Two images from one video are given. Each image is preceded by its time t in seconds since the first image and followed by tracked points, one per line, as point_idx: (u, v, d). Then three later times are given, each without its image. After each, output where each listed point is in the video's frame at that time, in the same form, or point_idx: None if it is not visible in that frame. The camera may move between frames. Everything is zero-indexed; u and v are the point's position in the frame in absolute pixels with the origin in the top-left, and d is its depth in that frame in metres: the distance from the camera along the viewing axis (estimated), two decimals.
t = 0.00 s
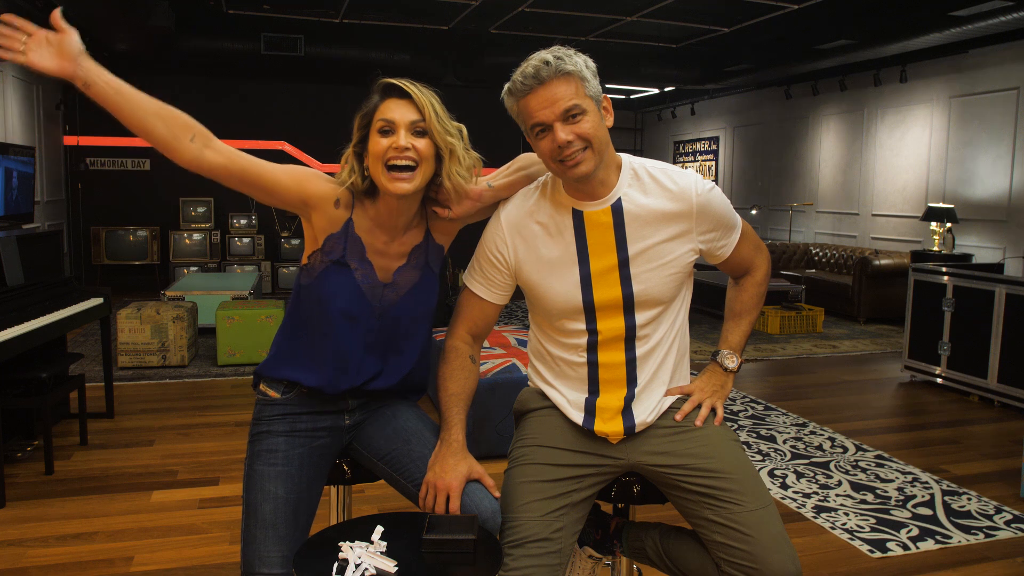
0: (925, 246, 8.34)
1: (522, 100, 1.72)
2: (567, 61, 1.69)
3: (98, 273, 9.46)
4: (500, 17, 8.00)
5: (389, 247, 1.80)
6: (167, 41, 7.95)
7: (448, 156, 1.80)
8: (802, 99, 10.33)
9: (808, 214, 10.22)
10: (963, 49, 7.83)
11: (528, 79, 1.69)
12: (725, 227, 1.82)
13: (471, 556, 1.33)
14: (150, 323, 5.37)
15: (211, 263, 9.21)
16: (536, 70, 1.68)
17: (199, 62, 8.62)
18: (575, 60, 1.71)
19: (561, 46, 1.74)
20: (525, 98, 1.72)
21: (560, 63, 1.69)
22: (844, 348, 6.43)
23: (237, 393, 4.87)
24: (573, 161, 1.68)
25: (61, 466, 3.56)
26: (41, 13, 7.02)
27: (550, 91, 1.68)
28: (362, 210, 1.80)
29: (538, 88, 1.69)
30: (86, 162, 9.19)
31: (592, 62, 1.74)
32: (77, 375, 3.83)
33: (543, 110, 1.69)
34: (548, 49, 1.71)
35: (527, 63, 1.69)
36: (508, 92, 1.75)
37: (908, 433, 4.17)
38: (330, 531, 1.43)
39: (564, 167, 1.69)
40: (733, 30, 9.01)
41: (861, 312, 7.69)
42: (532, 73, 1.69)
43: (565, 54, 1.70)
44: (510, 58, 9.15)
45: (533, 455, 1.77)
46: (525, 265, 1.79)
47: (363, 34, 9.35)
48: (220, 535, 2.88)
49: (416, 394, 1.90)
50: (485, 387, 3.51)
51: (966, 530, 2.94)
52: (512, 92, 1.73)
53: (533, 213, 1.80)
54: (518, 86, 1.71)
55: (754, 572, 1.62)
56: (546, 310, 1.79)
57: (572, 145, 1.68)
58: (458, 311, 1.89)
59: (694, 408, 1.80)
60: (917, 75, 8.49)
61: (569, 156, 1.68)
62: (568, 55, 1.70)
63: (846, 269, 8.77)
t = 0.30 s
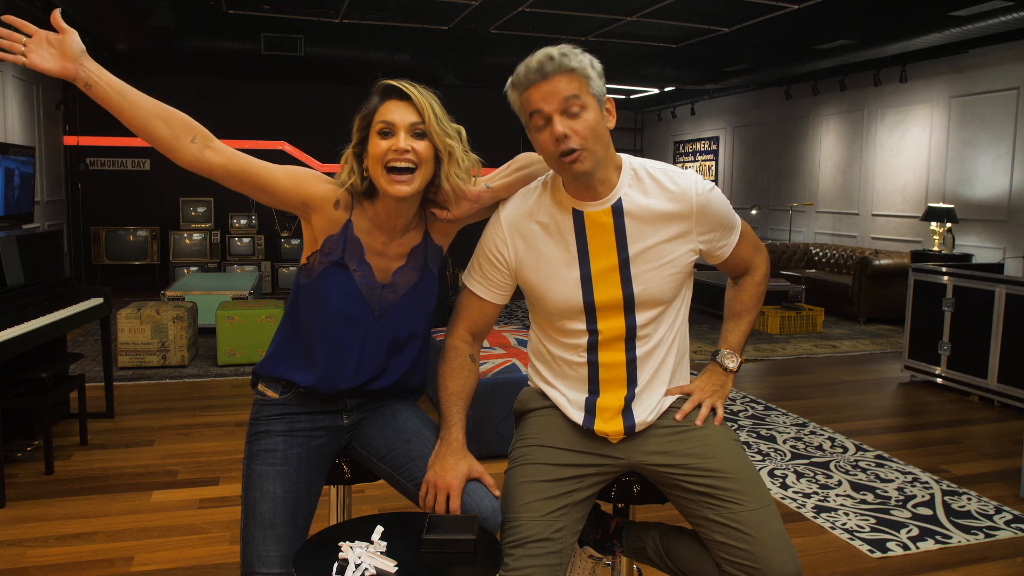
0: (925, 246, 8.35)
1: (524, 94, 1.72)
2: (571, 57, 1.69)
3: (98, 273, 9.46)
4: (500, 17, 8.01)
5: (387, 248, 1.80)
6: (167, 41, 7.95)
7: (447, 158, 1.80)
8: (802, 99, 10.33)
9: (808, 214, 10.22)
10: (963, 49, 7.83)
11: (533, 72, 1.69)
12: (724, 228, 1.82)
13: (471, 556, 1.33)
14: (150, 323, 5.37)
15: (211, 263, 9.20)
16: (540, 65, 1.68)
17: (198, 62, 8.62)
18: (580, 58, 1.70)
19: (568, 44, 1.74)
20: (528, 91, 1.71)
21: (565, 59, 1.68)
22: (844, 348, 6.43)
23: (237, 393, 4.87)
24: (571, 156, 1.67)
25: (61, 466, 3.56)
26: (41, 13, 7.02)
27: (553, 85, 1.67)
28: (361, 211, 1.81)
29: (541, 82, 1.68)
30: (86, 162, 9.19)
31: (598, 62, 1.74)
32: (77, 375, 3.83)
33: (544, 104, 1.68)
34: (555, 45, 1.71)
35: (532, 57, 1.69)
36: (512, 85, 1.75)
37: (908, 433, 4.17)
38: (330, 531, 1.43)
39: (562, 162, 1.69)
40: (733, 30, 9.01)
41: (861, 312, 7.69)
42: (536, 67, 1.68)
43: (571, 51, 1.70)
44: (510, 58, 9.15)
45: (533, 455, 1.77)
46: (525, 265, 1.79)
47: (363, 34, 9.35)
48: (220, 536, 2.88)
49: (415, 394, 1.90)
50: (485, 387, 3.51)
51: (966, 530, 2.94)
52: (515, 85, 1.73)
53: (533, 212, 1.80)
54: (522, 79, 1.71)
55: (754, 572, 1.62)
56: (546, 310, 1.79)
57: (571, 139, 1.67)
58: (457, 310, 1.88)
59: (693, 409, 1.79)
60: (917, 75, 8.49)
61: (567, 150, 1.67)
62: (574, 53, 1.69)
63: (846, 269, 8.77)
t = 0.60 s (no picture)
0: (925, 246, 8.35)
1: (536, 72, 1.72)
2: (589, 46, 1.70)
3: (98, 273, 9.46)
4: (500, 17, 8.01)
5: (388, 247, 1.80)
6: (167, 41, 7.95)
7: (447, 156, 1.80)
8: (802, 99, 10.33)
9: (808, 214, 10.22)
10: (964, 49, 7.84)
11: (548, 50, 1.69)
12: (723, 226, 1.82)
13: (471, 556, 1.33)
14: (150, 323, 5.37)
15: (211, 263, 9.19)
16: (558, 44, 1.68)
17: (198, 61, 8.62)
18: (597, 48, 1.70)
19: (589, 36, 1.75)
20: (540, 71, 1.71)
21: (582, 46, 1.68)
22: (844, 348, 6.43)
23: (237, 393, 4.87)
24: (567, 142, 1.67)
25: (61, 466, 3.56)
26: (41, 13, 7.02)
27: (564, 67, 1.68)
28: (359, 210, 1.81)
29: (555, 61, 1.68)
30: (86, 162, 9.19)
31: (614, 59, 1.74)
32: (77, 375, 3.83)
33: (553, 82, 1.68)
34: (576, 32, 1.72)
35: (553, 35, 1.69)
36: (525, 64, 1.75)
37: (908, 433, 4.17)
38: (330, 531, 1.43)
39: (557, 148, 1.69)
40: (733, 31, 9.01)
41: (861, 312, 7.69)
42: (553, 46, 1.68)
43: (589, 41, 1.70)
44: (510, 58, 9.15)
45: (532, 455, 1.77)
46: (523, 262, 1.80)
47: (362, 34, 9.35)
48: (220, 535, 2.88)
49: (414, 394, 1.89)
50: (485, 387, 3.51)
51: (966, 530, 2.94)
52: (530, 62, 1.73)
53: (531, 210, 1.80)
54: (536, 58, 1.71)
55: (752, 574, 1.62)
56: (544, 306, 1.79)
57: (570, 126, 1.66)
58: (455, 309, 1.88)
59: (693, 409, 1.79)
60: (917, 75, 8.49)
61: (564, 134, 1.67)
62: (592, 43, 1.70)
63: (846, 269, 8.77)
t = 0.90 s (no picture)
0: (925, 246, 8.35)
1: (530, 84, 1.70)
2: (584, 57, 1.68)
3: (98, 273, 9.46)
4: (500, 17, 8.01)
5: (387, 245, 1.80)
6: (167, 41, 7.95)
7: (448, 155, 1.81)
8: (802, 99, 10.33)
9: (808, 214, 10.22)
10: (964, 49, 7.84)
11: (542, 63, 1.67)
12: (722, 229, 1.82)
13: (472, 556, 1.33)
14: (150, 323, 5.37)
15: (211, 263, 9.19)
16: (552, 57, 1.66)
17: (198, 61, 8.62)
18: (592, 59, 1.69)
19: (584, 43, 1.73)
20: (535, 81, 1.70)
21: (577, 56, 1.67)
22: (844, 348, 6.43)
23: (237, 393, 4.88)
24: (564, 157, 1.67)
25: (61, 466, 3.56)
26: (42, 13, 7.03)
27: (558, 80, 1.66)
28: (360, 209, 1.81)
29: (549, 74, 1.67)
30: (86, 162, 9.16)
31: (611, 66, 1.72)
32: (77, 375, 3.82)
33: (547, 96, 1.67)
34: (571, 41, 1.70)
35: (545, 48, 1.68)
36: (519, 74, 1.73)
37: (908, 433, 4.17)
38: (330, 531, 1.43)
39: (554, 162, 1.68)
40: (733, 31, 9.01)
41: (861, 312, 7.69)
42: (546, 59, 1.67)
43: (584, 50, 1.69)
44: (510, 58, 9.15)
45: (532, 455, 1.77)
46: (524, 264, 1.80)
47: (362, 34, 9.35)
48: (220, 535, 2.88)
49: (414, 394, 1.89)
50: (485, 387, 3.51)
51: (966, 530, 2.94)
52: (524, 73, 1.71)
53: (531, 212, 1.80)
54: (530, 70, 1.70)
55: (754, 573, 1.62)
56: (544, 308, 1.78)
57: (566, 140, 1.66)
58: (455, 309, 1.88)
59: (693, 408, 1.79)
60: (916, 75, 8.49)
61: (560, 150, 1.66)
62: (587, 52, 1.68)
63: (846, 269, 8.77)
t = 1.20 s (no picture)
0: (925, 246, 8.34)
1: (528, 89, 1.70)
2: (582, 62, 1.67)
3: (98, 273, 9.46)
4: (500, 17, 8.01)
5: (387, 242, 1.80)
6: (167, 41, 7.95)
7: (449, 154, 1.81)
8: (802, 99, 10.33)
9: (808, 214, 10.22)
10: (964, 49, 7.84)
11: (539, 70, 1.67)
12: (722, 230, 1.82)
13: (471, 556, 1.33)
14: (150, 323, 5.37)
15: (211, 263, 9.18)
16: (550, 64, 1.66)
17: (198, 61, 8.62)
18: (590, 63, 1.68)
19: (582, 46, 1.72)
20: (533, 88, 1.69)
21: (575, 62, 1.66)
22: (844, 348, 6.43)
23: (237, 393, 4.88)
24: (565, 162, 1.67)
25: (61, 466, 3.56)
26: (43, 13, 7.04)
27: (557, 87, 1.66)
28: (362, 208, 1.81)
29: (547, 81, 1.67)
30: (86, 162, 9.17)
31: (609, 68, 1.72)
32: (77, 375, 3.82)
33: (546, 101, 1.67)
34: (568, 46, 1.70)
35: (543, 54, 1.67)
36: (518, 79, 1.73)
37: (908, 433, 4.17)
38: (329, 531, 1.43)
39: (556, 166, 1.68)
40: (733, 31, 9.02)
41: (861, 312, 7.69)
42: (544, 66, 1.66)
43: (582, 54, 1.68)
44: (509, 57, 9.16)
45: (532, 455, 1.77)
46: (524, 265, 1.80)
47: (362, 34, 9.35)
48: (220, 535, 2.88)
49: (415, 394, 1.89)
50: (485, 387, 3.51)
51: (966, 530, 2.94)
52: (521, 79, 1.71)
53: (532, 211, 1.80)
54: (528, 75, 1.69)
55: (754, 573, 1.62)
56: (544, 308, 1.79)
57: (567, 145, 1.66)
58: (455, 309, 1.88)
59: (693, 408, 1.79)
60: (916, 75, 8.49)
61: (561, 154, 1.66)
62: (585, 56, 1.68)
63: (846, 269, 8.76)
